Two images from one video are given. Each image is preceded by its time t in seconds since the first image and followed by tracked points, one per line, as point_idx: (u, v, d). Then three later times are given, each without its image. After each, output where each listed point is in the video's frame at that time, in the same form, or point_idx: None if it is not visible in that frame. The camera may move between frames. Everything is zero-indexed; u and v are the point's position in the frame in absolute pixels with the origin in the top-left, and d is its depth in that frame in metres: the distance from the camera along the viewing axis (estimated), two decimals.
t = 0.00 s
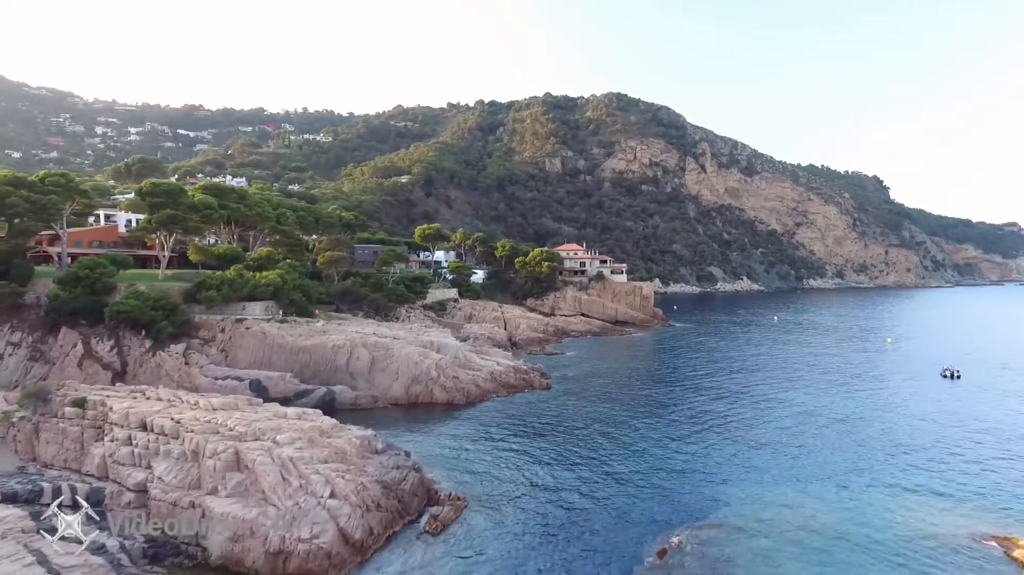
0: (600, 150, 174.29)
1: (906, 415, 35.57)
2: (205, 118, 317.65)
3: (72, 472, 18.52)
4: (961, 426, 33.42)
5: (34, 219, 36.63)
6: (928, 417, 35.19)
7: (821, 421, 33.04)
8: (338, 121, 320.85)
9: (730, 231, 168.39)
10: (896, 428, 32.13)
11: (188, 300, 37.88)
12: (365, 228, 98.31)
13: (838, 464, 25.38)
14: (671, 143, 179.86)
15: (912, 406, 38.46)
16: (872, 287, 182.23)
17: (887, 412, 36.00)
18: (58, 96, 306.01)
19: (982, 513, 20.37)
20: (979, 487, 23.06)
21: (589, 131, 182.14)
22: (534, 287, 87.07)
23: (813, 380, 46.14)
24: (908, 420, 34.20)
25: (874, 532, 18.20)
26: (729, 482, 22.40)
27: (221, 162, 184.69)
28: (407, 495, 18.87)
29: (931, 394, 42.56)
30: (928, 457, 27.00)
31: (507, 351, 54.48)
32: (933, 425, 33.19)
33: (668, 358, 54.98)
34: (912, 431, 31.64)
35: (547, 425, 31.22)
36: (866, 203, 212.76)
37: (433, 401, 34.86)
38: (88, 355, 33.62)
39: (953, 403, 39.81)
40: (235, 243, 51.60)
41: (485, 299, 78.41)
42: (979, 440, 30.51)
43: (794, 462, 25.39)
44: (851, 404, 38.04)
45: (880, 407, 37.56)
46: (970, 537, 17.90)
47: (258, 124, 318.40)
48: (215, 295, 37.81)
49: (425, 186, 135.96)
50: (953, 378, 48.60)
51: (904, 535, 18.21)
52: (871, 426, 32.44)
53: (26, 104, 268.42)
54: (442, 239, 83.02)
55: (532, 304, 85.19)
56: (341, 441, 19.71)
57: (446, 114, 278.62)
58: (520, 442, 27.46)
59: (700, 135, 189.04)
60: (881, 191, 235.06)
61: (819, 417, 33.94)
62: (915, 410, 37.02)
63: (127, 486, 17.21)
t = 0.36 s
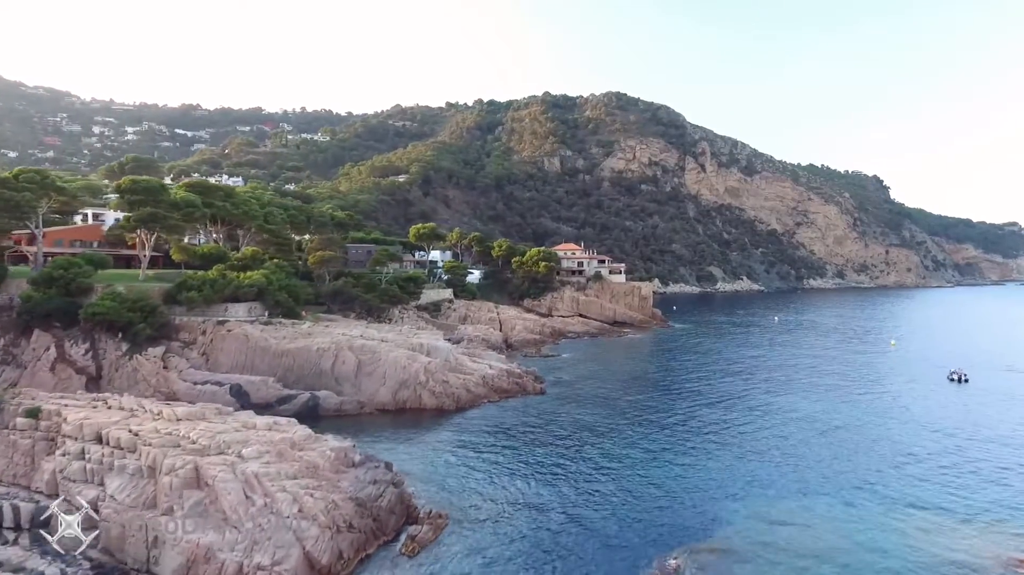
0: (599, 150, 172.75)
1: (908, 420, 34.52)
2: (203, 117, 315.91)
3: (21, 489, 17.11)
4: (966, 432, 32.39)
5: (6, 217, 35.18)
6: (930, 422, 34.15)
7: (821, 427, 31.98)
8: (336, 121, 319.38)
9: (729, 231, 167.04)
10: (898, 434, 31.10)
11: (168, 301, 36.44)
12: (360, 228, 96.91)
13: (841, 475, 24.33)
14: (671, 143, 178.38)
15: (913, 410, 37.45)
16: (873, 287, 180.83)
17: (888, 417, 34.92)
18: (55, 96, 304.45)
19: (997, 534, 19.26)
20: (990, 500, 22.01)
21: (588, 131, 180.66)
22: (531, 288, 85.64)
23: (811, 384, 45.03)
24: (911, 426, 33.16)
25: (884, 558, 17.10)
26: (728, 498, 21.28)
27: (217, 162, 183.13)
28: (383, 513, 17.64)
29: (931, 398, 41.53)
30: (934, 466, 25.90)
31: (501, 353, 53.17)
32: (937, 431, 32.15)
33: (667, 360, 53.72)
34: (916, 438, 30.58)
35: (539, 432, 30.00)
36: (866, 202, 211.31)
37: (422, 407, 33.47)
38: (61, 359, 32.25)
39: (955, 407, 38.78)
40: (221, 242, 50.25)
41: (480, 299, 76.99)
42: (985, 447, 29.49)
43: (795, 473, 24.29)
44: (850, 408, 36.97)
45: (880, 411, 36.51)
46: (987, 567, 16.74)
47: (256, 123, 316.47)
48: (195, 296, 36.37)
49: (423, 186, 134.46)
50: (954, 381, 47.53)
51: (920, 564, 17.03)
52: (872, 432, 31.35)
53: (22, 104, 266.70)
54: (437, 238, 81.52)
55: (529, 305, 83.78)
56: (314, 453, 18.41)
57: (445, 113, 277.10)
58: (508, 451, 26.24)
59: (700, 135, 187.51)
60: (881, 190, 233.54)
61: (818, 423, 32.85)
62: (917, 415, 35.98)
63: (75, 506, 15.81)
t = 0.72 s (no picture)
0: (599, 149, 171.33)
1: (910, 426, 33.43)
2: (201, 117, 314.50)
3: None
4: (971, 439, 31.31)
5: None
6: (933, 428, 33.06)
7: (821, 434, 30.79)
8: (334, 121, 317.85)
9: (729, 231, 165.72)
10: (902, 442, 29.97)
11: (147, 302, 35.02)
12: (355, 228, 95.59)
13: (846, 488, 23.15)
14: (670, 142, 177.05)
15: (914, 414, 36.37)
16: (874, 287, 179.46)
17: (890, 423, 33.81)
18: (52, 95, 303.06)
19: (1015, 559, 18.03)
20: (1005, 516, 20.89)
21: (587, 130, 179.33)
22: (529, 288, 84.24)
23: (809, 387, 43.85)
24: (913, 432, 32.05)
25: None
26: (729, 516, 20.06)
27: (214, 161, 181.72)
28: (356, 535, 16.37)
29: (933, 401, 40.47)
30: (942, 478, 24.77)
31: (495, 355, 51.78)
32: (940, 438, 31.08)
33: (665, 362, 52.42)
34: (920, 446, 29.43)
35: (528, 439, 28.71)
36: (866, 202, 209.95)
37: (410, 413, 32.07)
38: (33, 363, 30.76)
39: (958, 411, 37.68)
40: (207, 242, 48.87)
41: (476, 300, 75.57)
42: (992, 455, 28.40)
43: (798, 487, 23.07)
44: (851, 413, 35.83)
45: (881, 416, 35.39)
46: None
47: (255, 123, 314.89)
48: (175, 297, 34.94)
49: (421, 185, 133.09)
50: (957, 385, 46.34)
51: None
52: (875, 440, 30.18)
53: (19, 103, 265.16)
54: (432, 237, 80.01)
55: (526, 305, 82.35)
56: (283, 469, 17.07)
57: (443, 112, 275.77)
58: (496, 461, 24.94)
59: (699, 134, 186.13)
60: (882, 189, 232.18)
61: (818, 430, 31.67)
62: (919, 420, 34.89)
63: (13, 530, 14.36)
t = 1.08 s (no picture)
0: (598, 148, 169.93)
1: (911, 432, 32.26)
2: (199, 116, 312.81)
3: None
4: (976, 447, 30.17)
5: None
6: (937, 435, 31.90)
7: (820, 443, 29.57)
8: (333, 120, 316.17)
9: (729, 230, 164.39)
10: (905, 451, 28.77)
11: (124, 304, 33.59)
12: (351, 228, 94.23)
13: (850, 505, 21.86)
14: (670, 141, 175.73)
15: (916, 420, 35.23)
16: (874, 287, 178.07)
17: (891, 430, 32.63)
18: (49, 94, 301.66)
19: None
20: (1020, 536, 19.69)
21: (586, 129, 177.93)
22: (525, 288, 82.89)
23: (807, 391, 42.67)
24: (916, 440, 30.88)
25: None
26: (727, 539, 18.79)
27: (211, 160, 180.26)
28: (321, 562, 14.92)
29: (934, 405, 39.36)
30: (950, 492, 23.56)
31: (489, 358, 50.42)
32: (944, 446, 29.92)
33: (663, 365, 51.04)
34: (924, 455, 28.23)
35: (516, 449, 27.39)
36: (867, 202, 208.65)
37: (396, 419, 30.66)
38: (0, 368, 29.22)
39: (961, 416, 36.55)
40: (191, 241, 47.39)
41: (472, 300, 74.19)
42: (998, 465, 27.25)
43: (800, 504, 21.80)
44: (850, 419, 34.63)
45: (882, 423, 34.19)
46: None
47: (253, 122, 312.99)
48: (153, 299, 33.50)
49: (418, 184, 131.63)
50: (960, 388, 45.17)
51: None
52: (877, 449, 28.95)
53: (16, 103, 263.50)
54: (427, 237, 78.56)
55: (523, 306, 81.01)
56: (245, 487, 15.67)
57: (442, 112, 274.23)
58: (480, 474, 23.59)
59: (699, 133, 184.79)
60: (882, 189, 230.81)
61: (818, 438, 30.43)
62: (920, 426, 33.72)
63: None
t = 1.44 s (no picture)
0: (597, 148, 168.55)
1: (913, 440, 31.09)
2: (196, 116, 311.07)
3: None
4: (978, 454, 29.04)
5: None
6: (938, 443, 30.73)
7: (820, 453, 28.32)
8: (331, 120, 314.59)
9: (729, 230, 163.07)
10: (907, 461, 27.56)
11: (98, 306, 32.24)
12: (345, 228, 92.83)
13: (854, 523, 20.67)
14: (669, 141, 174.38)
15: (915, 426, 34.10)
16: (875, 287, 176.68)
17: (892, 437, 31.43)
18: (46, 94, 299.94)
19: None
20: None
21: (585, 129, 176.52)
22: (522, 289, 81.55)
23: (804, 396, 41.45)
24: (917, 448, 29.72)
25: None
26: (722, 565, 17.56)
27: (207, 159, 178.70)
28: None
29: (934, 409, 38.26)
30: (957, 508, 22.38)
31: (483, 361, 49.04)
32: (947, 455, 28.75)
33: (661, 367, 49.71)
34: (927, 465, 27.05)
35: (502, 457, 26.03)
36: (867, 201, 207.32)
37: (381, 427, 29.25)
38: None
39: (961, 421, 35.41)
40: (174, 241, 46.08)
41: (466, 300, 72.82)
42: (1005, 476, 26.09)
43: (802, 524, 20.48)
44: (850, 427, 33.41)
45: (882, 430, 33.00)
46: None
47: (251, 121, 311.44)
48: (128, 300, 32.12)
49: (416, 184, 130.18)
50: (962, 393, 44.00)
51: None
52: (877, 459, 27.77)
53: (12, 102, 261.71)
54: (421, 237, 77.18)
55: (520, 306, 79.66)
56: (199, 508, 14.42)
57: (441, 111, 272.79)
58: (462, 488, 22.22)
59: (698, 132, 183.47)
60: (882, 188, 229.46)
61: (816, 448, 29.14)
62: (922, 433, 32.54)
63: None
